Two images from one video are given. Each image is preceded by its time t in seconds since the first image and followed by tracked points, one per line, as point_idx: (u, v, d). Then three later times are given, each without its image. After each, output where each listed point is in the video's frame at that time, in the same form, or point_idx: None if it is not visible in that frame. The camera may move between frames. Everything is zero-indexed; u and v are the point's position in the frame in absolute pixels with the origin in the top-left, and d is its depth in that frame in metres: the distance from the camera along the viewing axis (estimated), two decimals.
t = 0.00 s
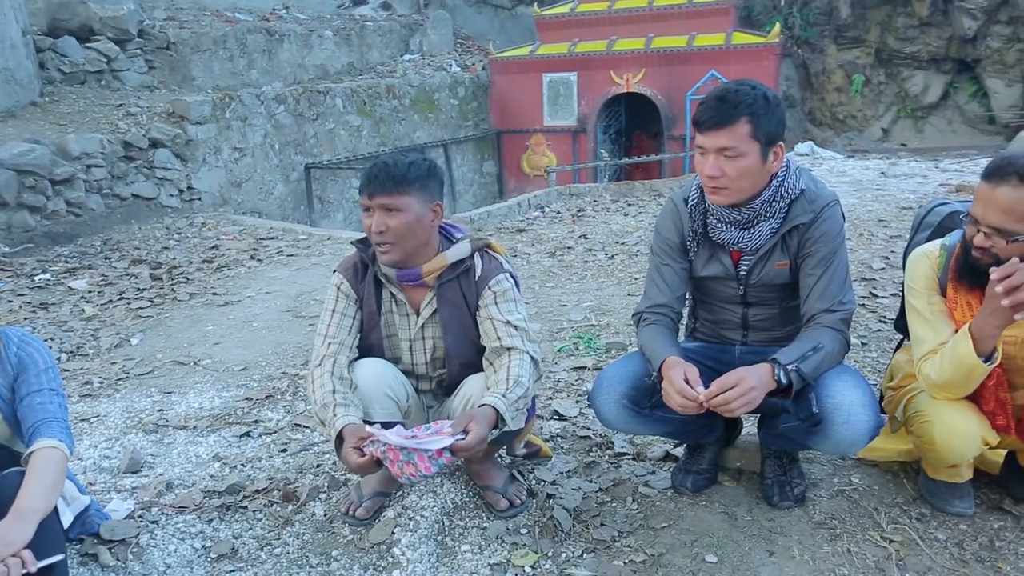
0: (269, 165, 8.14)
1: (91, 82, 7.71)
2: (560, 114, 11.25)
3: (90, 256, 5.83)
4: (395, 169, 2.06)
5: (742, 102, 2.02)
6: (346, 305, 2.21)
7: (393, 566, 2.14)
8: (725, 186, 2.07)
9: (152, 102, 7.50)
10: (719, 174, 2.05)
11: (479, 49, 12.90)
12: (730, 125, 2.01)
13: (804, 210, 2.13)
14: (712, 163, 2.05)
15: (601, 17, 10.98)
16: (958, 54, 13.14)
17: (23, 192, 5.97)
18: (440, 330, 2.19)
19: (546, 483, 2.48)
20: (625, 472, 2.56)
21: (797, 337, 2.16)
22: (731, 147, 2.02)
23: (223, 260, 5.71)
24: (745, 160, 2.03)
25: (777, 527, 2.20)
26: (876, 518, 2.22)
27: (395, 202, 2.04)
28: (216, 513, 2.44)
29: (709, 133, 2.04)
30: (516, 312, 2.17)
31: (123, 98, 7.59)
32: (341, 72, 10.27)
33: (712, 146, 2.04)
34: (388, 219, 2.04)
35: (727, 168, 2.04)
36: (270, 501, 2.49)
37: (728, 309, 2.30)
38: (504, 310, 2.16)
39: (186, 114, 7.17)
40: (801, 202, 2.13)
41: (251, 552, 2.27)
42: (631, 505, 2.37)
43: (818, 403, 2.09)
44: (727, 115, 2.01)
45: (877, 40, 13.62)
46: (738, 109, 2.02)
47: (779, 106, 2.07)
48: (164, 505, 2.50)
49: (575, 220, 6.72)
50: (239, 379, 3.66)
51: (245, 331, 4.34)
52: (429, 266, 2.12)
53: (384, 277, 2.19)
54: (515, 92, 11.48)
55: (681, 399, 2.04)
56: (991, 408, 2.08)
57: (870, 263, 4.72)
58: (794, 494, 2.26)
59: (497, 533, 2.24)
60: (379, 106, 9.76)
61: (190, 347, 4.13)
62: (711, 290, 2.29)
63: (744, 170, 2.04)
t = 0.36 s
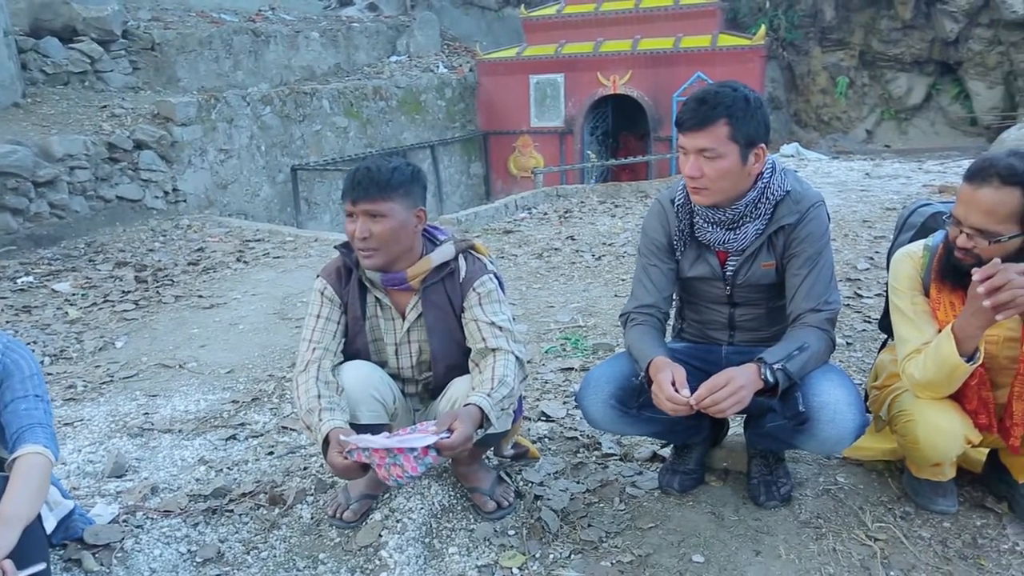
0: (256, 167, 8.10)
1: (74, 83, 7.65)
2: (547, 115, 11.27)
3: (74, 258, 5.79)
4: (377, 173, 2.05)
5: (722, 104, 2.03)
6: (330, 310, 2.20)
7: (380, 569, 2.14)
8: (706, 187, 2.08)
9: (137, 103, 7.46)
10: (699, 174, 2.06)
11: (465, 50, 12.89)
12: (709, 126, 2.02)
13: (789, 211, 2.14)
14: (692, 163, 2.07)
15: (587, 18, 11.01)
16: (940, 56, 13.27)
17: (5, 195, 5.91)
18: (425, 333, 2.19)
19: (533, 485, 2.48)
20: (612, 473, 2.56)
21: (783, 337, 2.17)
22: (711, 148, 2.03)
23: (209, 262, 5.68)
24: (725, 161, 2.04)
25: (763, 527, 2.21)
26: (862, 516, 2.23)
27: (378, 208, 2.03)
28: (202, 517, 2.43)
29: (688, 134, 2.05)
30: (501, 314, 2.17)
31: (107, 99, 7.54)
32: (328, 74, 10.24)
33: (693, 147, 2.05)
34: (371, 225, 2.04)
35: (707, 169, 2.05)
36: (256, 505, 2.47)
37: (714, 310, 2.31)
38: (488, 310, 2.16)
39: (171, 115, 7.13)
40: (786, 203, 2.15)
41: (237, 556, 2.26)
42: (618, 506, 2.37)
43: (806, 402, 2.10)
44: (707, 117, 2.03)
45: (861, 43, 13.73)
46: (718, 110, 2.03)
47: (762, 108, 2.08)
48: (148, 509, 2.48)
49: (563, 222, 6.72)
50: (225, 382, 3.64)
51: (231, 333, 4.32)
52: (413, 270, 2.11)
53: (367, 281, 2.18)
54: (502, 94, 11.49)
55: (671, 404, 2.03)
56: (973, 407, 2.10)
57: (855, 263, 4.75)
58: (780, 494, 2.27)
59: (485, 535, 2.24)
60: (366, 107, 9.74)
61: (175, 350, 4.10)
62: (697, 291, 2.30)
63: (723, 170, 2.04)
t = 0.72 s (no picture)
0: (243, 168, 8.06)
1: (59, 83, 7.60)
2: (535, 116, 11.28)
3: (58, 260, 5.75)
4: (371, 186, 1.99)
5: (708, 105, 2.04)
6: (318, 309, 2.18)
7: (368, 571, 2.13)
8: (693, 185, 2.09)
9: (122, 103, 7.43)
10: (685, 172, 2.07)
11: (453, 51, 12.88)
12: (694, 126, 2.03)
13: (778, 209, 2.15)
14: (679, 162, 2.08)
15: (575, 19, 11.03)
16: (925, 57, 13.38)
17: None
18: (413, 333, 2.18)
19: (523, 485, 2.49)
20: (601, 473, 2.57)
21: (772, 335, 2.18)
22: (696, 148, 2.04)
23: (195, 263, 5.65)
24: (711, 160, 2.04)
25: (751, 526, 2.21)
26: (848, 514, 2.25)
27: (380, 222, 1.99)
28: (189, 520, 2.42)
29: (674, 134, 2.06)
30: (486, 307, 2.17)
31: (92, 99, 7.50)
32: (315, 74, 10.21)
33: (679, 146, 2.06)
34: (374, 240, 2.00)
35: (693, 168, 2.06)
36: (243, 507, 2.46)
37: (703, 308, 2.32)
38: (473, 304, 2.15)
39: (157, 116, 7.09)
40: (775, 201, 2.16)
41: (224, 559, 2.25)
42: (607, 506, 2.38)
43: (795, 398, 2.11)
44: (693, 117, 2.04)
45: (847, 44, 13.82)
46: (703, 110, 2.04)
47: (747, 108, 2.09)
48: (135, 512, 2.47)
49: (551, 222, 6.73)
50: (212, 384, 3.63)
51: (218, 335, 4.29)
52: (401, 271, 2.10)
53: (354, 283, 2.17)
54: (490, 94, 11.49)
55: (664, 401, 2.04)
56: (958, 405, 2.12)
57: (841, 263, 4.78)
58: (768, 493, 2.28)
59: (474, 536, 2.24)
60: (354, 108, 9.71)
61: (161, 352, 4.07)
62: (686, 289, 2.31)
63: (710, 170, 2.05)
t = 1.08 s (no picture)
0: (230, 168, 8.02)
1: (43, 83, 7.55)
2: (523, 116, 11.29)
3: (43, 261, 5.70)
4: (356, 190, 1.98)
5: (695, 105, 2.05)
6: (305, 316, 2.16)
7: (357, 572, 2.13)
8: (684, 186, 2.09)
9: (108, 103, 7.40)
10: (677, 174, 2.08)
11: (441, 51, 12.86)
12: (684, 127, 2.04)
13: (766, 207, 2.16)
14: (670, 164, 2.08)
15: (563, 19, 11.05)
16: (910, 58, 13.48)
17: None
18: (398, 335, 2.18)
19: (511, 485, 2.49)
20: (589, 472, 2.57)
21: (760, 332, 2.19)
22: (687, 148, 2.04)
23: (182, 264, 5.62)
24: (701, 161, 2.05)
25: (738, 524, 2.22)
26: (835, 512, 2.26)
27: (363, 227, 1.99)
28: (176, 523, 2.40)
29: (664, 135, 2.07)
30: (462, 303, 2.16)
31: (77, 99, 7.45)
32: (303, 74, 10.18)
33: (669, 147, 2.06)
34: (357, 243, 1.99)
35: (684, 168, 2.06)
36: (231, 509, 2.45)
37: (691, 307, 2.33)
38: (449, 300, 2.15)
39: (143, 116, 7.04)
40: (762, 200, 2.17)
41: (212, 561, 2.24)
42: (596, 506, 2.38)
43: (784, 394, 2.12)
44: (681, 117, 2.04)
45: (832, 45, 13.90)
46: (691, 111, 2.04)
47: (733, 106, 2.10)
48: (121, 516, 2.45)
49: (539, 222, 6.73)
50: (199, 385, 3.61)
51: (205, 336, 4.27)
52: (383, 275, 2.11)
53: (339, 288, 2.16)
54: (478, 95, 11.49)
55: (653, 398, 2.05)
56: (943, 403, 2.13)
57: (828, 262, 4.81)
58: (755, 491, 2.29)
59: (462, 536, 2.24)
60: (341, 108, 9.69)
61: (148, 353, 4.05)
62: (675, 288, 2.32)
63: (701, 171, 2.06)
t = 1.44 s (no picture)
0: (215, 169, 7.97)
1: (26, 83, 7.49)
2: (510, 116, 11.30)
3: (25, 262, 5.64)
4: (344, 190, 1.98)
5: (680, 105, 2.05)
6: (289, 320, 2.16)
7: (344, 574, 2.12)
8: (672, 185, 2.10)
9: (92, 103, 7.35)
10: (665, 174, 2.08)
11: (428, 51, 12.84)
12: (669, 127, 2.04)
13: (751, 207, 2.17)
14: (657, 165, 2.09)
15: (550, 20, 11.06)
16: (894, 59, 13.58)
17: None
18: (386, 338, 2.18)
19: (499, 485, 2.49)
20: (577, 472, 2.57)
21: (746, 331, 2.19)
22: (673, 148, 2.05)
23: (168, 265, 5.59)
24: (688, 160, 2.06)
25: (725, 523, 2.23)
26: (821, 510, 2.27)
27: (353, 227, 1.98)
28: (161, 526, 2.38)
29: (650, 135, 2.07)
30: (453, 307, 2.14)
31: (60, 99, 7.40)
32: (289, 74, 10.14)
33: (656, 147, 2.07)
34: (345, 244, 1.99)
35: (672, 168, 2.07)
36: (217, 512, 2.43)
37: (677, 307, 2.34)
38: (442, 305, 2.13)
39: (127, 116, 6.99)
40: (748, 200, 2.18)
41: (198, 564, 2.23)
42: (583, 505, 2.39)
43: (769, 392, 2.14)
44: (667, 117, 2.05)
45: (818, 46, 13.98)
46: (676, 111, 2.05)
47: (717, 105, 2.11)
48: (105, 519, 2.43)
49: (527, 222, 6.74)
50: (184, 387, 3.58)
51: (191, 337, 4.25)
52: (371, 277, 2.09)
53: (324, 291, 2.16)
54: (466, 95, 11.48)
55: (639, 395, 2.05)
56: (926, 401, 2.15)
57: (814, 261, 4.84)
58: (742, 490, 2.30)
59: (450, 537, 2.23)
60: (328, 108, 9.65)
61: (133, 355, 4.03)
62: (661, 288, 2.32)
63: (688, 169, 2.07)
